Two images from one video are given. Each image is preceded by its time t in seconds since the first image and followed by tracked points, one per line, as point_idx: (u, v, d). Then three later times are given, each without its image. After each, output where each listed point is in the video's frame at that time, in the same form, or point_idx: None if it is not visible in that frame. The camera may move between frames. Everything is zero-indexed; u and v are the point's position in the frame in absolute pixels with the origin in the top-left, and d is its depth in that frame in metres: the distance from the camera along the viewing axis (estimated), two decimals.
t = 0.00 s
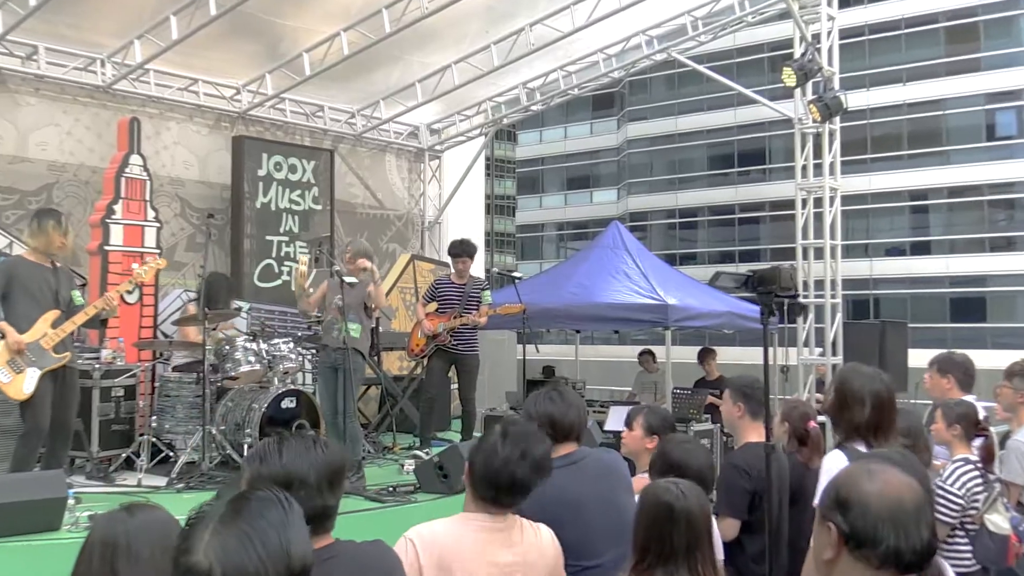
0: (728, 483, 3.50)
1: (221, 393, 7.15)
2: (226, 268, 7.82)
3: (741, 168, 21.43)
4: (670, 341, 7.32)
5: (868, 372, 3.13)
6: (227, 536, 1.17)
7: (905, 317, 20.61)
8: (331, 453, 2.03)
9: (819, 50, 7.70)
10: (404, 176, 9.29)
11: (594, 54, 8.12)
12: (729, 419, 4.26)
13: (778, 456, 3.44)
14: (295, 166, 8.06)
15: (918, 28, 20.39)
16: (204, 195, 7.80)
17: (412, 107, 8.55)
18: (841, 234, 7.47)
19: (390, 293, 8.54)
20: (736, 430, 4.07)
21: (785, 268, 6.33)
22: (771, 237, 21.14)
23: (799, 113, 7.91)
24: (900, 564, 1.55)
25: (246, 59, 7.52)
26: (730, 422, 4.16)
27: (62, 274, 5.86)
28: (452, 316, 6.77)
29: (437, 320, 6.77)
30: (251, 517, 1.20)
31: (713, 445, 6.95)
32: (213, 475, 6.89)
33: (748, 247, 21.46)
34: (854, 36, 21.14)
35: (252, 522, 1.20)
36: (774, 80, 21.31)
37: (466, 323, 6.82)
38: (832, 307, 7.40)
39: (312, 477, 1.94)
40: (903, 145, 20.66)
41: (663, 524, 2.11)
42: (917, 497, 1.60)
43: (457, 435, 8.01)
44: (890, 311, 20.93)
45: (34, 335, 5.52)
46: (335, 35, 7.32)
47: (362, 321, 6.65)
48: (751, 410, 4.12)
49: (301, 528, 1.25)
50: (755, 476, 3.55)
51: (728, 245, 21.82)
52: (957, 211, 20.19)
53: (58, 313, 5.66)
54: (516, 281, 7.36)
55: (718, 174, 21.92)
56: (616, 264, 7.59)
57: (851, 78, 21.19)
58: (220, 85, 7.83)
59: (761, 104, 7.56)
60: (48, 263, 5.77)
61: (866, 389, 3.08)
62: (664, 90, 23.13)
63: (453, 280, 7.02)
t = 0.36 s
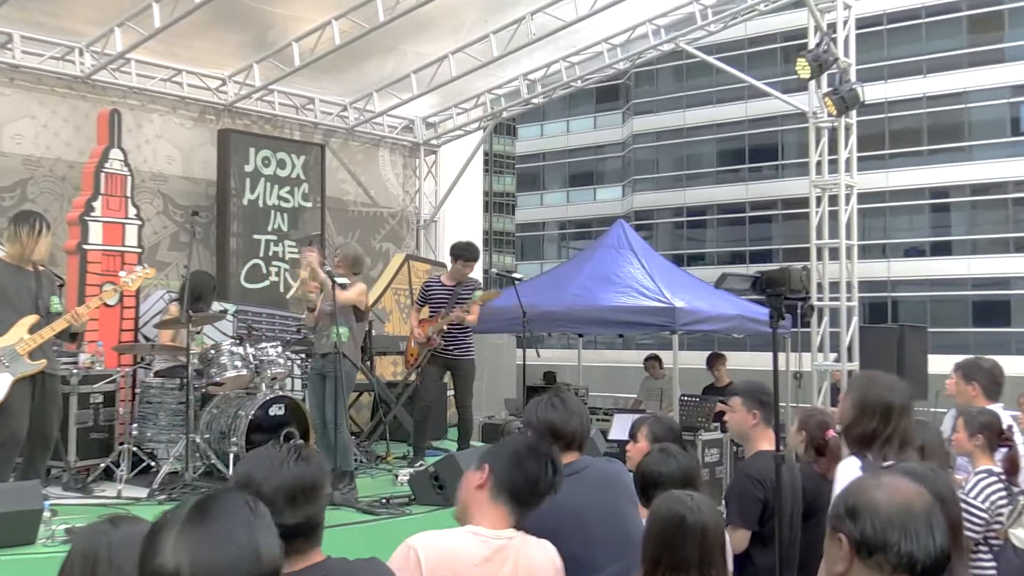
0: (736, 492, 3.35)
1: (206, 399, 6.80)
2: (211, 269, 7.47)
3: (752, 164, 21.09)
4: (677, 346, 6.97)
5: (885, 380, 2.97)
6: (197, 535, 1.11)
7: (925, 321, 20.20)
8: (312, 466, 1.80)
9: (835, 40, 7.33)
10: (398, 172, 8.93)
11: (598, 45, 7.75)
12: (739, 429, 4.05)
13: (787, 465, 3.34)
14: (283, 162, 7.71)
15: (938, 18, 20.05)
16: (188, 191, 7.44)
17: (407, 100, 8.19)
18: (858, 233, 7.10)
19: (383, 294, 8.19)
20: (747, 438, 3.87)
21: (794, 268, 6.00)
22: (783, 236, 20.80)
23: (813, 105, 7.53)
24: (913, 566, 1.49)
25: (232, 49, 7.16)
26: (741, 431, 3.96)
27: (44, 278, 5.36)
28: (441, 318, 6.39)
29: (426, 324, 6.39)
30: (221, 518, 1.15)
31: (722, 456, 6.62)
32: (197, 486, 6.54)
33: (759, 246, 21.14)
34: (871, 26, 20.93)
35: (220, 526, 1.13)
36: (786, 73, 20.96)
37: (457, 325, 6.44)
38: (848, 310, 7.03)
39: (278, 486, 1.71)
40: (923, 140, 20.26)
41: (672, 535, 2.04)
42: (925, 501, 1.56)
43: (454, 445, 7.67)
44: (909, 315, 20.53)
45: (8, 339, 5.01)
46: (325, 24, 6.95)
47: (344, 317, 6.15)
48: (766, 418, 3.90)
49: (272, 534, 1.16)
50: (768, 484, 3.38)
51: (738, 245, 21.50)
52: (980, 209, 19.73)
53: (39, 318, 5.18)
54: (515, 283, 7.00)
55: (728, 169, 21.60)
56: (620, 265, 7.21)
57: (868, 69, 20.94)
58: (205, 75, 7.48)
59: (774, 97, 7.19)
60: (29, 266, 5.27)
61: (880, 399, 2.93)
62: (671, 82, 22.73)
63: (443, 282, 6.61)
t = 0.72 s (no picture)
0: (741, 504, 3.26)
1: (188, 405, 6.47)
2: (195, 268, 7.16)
3: (765, 161, 20.87)
4: (684, 350, 6.65)
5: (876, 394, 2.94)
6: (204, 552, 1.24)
7: (945, 326, 19.75)
8: (291, 489, 1.85)
9: (850, 30, 6.97)
10: (391, 168, 8.59)
11: (602, 34, 7.40)
12: (744, 439, 3.84)
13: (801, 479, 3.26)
14: (272, 156, 7.39)
15: (961, 8, 19.67)
16: (171, 186, 7.11)
17: (402, 92, 7.84)
18: (874, 234, 6.75)
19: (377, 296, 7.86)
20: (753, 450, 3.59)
21: (812, 269, 5.60)
22: (795, 236, 20.50)
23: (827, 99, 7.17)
24: None
25: (218, 38, 6.84)
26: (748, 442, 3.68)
27: (24, 282, 5.04)
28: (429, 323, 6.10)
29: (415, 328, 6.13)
30: (229, 531, 1.29)
31: (730, 467, 6.30)
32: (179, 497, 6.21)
33: (771, 246, 20.84)
34: (892, 15, 20.56)
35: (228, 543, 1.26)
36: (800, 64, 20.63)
37: (444, 328, 6.06)
38: (863, 315, 6.69)
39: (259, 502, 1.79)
40: (944, 135, 19.88)
41: (676, 549, 2.08)
42: (939, 511, 1.61)
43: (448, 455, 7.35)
44: (928, 321, 20.13)
45: None
46: (316, 12, 6.61)
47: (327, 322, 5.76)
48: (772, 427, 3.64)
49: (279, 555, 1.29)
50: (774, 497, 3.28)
51: (750, 245, 21.18)
52: (1002, 208, 19.31)
53: (16, 320, 4.79)
54: (515, 285, 6.68)
55: (741, 167, 21.36)
56: (625, 264, 6.87)
57: (886, 61, 20.58)
58: (189, 65, 7.16)
59: (787, 89, 6.83)
60: (8, 264, 4.94)
61: (878, 405, 2.88)
62: (679, 73, 22.24)
63: (434, 288, 6.32)
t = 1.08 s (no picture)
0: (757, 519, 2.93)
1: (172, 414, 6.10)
2: (180, 269, 6.80)
3: (784, 155, 20.38)
4: (699, 356, 6.28)
5: (939, 402, 2.47)
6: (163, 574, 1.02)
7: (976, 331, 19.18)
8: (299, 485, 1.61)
9: (874, 17, 6.54)
10: (388, 161, 8.19)
11: (611, 20, 6.99)
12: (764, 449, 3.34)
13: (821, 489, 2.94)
14: (261, 149, 7.02)
15: None
16: (154, 181, 6.75)
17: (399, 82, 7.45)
18: (900, 233, 6.32)
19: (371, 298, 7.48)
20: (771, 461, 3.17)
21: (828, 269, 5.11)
22: (817, 235, 20.10)
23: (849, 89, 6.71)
24: None
25: (203, 24, 6.45)
26: (765, 452, 3.28)
27: None
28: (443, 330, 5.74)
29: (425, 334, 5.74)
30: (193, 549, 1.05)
31: (748, 480, 5.90)
32: (162, 511, 5.84)
33: (791, 245, 20.43)
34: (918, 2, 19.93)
35: (194, 558, 1.03)
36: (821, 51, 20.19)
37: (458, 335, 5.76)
38: (888, 319, 6.28)
39: (276, 514, 1.54)
40: (975, 127, 19.32)
41: (677, 560, 2.00)
42: (970, 528, 1.34)
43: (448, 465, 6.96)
44: (956, 325, 19.59)
45: None
46: None
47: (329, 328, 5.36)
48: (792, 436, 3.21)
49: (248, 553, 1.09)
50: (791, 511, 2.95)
51: (769, 243, 20.76)
52: None
53: None
54: (519, 288, 6.30)
55: (759, 159, 20.83)
56: (636, 264, 6.49)
57: (913, 50, 20.01)
58: (174, 53, 6.78)
59: (808, 80, 6.37)
60: None
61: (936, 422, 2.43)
62: (694, 61, 21.76)
63: (438, 284, 5.87)
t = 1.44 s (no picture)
0: (775, 528, 2.75)
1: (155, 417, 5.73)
2: (163, 264, 6.44)
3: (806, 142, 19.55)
4: (715, 356, 5.92)
5: (953, 394, 2.32)
6: None
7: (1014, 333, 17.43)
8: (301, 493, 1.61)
9: None
10: (384, 150, 7.81)
11: None
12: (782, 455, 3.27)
13: (844, 500, 2.78)
14: (249, 137, 6.66)
15: None
16: (136, 171, 6.39)
17: (397, 65, 7.06)
18: (928, 226, 5.91)
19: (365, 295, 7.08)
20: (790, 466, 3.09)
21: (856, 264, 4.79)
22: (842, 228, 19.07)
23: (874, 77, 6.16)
24: None
25: (187, 3, 6.08)
26: (784, 458, 3.23)
27: None
28: (446, 327, 5.45)
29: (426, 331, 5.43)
30: None
31: (767, 488, 5.53)
32: (144, 522, 5.45)
33: (813, 239, 19.51)
34: None
35: None
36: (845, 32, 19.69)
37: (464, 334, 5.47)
38: (917, 316, 5.87)
39: (288, 519, 1.56)
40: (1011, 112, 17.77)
41: None
42: (1003, 540, 1.07)
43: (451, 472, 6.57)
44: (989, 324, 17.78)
45: None
46: None
47: (312, 327, 4.98)
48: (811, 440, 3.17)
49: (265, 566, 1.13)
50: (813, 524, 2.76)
51: (789, 237, 19.87)
52: None
53: None
54: (524, 284, 5.93)
55: (778, 148, 20.02)
56: (648, 257, 6.10)
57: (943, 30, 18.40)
58: (156, 34, 6.42)
59: (831, 63, 5.95)
60: None
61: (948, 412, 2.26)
62: (709, 43, 20.85)
63: (445, 278, 5.59)
